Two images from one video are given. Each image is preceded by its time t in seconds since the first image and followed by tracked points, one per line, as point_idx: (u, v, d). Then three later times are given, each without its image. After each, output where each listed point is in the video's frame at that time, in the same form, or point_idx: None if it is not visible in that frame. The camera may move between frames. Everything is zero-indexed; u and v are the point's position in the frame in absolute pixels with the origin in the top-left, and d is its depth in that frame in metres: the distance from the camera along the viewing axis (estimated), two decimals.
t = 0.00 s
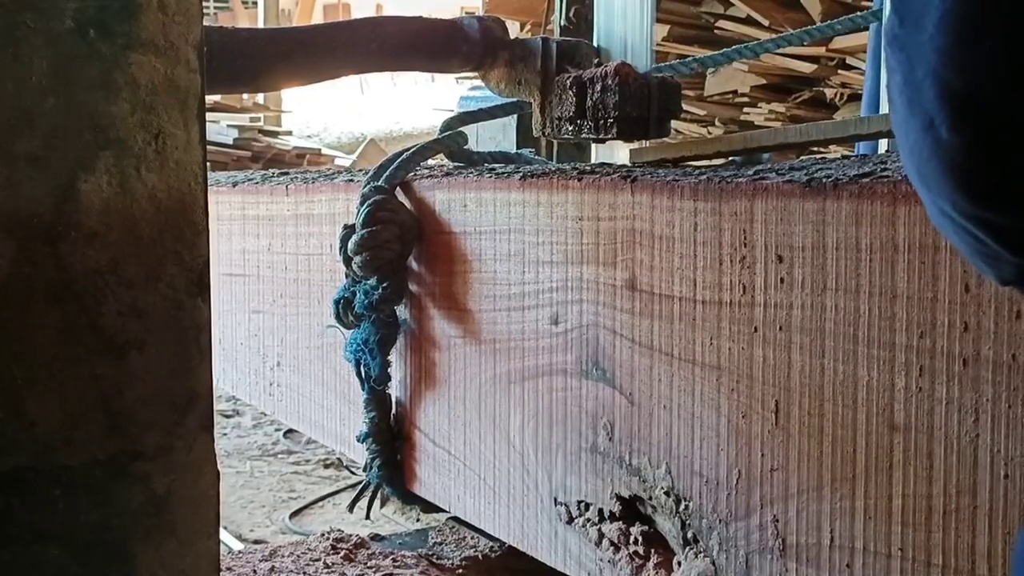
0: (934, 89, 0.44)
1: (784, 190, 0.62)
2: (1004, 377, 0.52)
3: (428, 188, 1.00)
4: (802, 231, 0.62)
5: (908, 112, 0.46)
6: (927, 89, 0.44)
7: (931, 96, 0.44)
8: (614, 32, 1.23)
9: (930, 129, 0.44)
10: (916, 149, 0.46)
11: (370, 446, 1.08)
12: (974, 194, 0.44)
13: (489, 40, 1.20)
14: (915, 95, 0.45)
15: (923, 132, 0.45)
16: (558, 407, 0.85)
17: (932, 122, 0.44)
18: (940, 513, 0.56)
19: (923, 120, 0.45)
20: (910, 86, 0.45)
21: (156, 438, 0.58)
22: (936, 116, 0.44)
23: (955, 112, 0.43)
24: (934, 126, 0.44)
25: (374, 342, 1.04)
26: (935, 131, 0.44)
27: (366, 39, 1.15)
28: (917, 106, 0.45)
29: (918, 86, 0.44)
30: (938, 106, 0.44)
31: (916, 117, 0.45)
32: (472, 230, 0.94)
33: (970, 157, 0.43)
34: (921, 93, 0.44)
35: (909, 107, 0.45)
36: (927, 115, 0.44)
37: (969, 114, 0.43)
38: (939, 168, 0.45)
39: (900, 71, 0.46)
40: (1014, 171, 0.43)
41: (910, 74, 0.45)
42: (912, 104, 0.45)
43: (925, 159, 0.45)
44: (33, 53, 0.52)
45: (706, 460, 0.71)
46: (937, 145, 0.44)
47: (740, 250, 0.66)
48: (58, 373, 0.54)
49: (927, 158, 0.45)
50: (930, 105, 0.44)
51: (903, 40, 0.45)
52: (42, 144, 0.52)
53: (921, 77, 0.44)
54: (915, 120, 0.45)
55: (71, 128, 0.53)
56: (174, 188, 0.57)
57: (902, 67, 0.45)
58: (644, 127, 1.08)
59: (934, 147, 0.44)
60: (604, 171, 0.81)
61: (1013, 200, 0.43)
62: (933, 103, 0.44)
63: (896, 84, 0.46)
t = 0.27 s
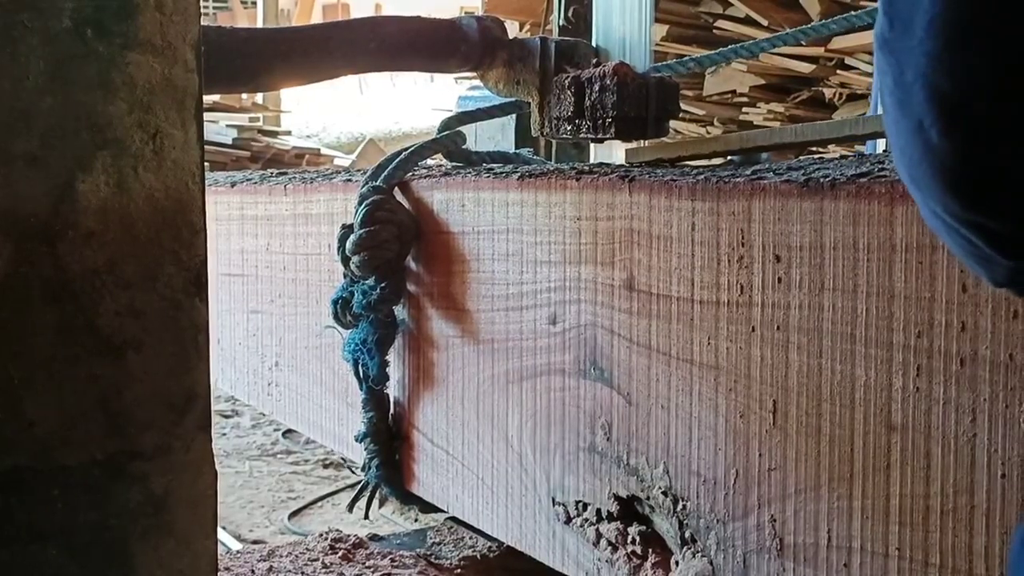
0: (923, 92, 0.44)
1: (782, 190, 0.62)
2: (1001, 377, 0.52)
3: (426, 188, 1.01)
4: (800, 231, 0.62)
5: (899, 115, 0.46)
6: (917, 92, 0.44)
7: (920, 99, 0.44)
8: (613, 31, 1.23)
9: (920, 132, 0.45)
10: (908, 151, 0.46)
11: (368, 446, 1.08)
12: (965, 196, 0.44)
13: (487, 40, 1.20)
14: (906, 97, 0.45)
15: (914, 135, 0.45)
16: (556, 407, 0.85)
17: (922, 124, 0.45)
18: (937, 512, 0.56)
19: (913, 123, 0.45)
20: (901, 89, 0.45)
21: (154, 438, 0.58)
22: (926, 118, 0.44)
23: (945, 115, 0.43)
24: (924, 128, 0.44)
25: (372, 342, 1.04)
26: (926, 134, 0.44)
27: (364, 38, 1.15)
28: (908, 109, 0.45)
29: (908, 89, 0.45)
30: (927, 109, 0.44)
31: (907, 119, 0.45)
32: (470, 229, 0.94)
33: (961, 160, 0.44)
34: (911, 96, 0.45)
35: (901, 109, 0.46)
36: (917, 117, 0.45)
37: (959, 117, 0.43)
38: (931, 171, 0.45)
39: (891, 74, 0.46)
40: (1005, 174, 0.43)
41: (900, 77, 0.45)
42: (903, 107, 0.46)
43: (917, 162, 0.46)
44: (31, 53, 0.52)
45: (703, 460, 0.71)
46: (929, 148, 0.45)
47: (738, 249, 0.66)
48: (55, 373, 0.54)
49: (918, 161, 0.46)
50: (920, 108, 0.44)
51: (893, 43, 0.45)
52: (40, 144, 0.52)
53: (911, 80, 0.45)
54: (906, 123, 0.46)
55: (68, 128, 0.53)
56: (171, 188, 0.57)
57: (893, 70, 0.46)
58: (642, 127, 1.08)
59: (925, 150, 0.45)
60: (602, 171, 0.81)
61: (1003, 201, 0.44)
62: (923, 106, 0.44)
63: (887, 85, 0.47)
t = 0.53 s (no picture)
0: (911, 96, 0.44)
1: (775, 188, 0.62)
2: (994, 375, 0.52)
3: (420, 187, 1.01)
4: (793, 229, 0.62)
5: (888, 119, 0.47)
6: (906, 96, 0.45)
7: (908, 103, 0.45)
8: (608, 30, 1.23)
9: (909, 137, 0.45)
10: (897, 155, 0.47)
11: (362, 445, 1.08)
12: (953, 199, 0.45)
13: (482, 38, 1.20)
14: (895, 102, 0.46)
15: (903, 139, 0.46)
16: (550, 405, 0.85)
17: (910, 129, 0.45)
18: (931, 511, 0.56)
19: (902, 127, 0.45)
20: (889, 94, 0.46)
21: (148, 436, 0.58)
22: (914, 123, 0.45)
23: (933, 119, 0.44)
24: (912, 132, 0.45)
25: (367, 341, 1.04)
26: (914, 138, 0.45)
27: (359, 36, 1.15)
28: (896, 114, 0.46)
29: (896, 94, 0.45)
30: (915, 114, 0.44)
31: (896, 123, 0.46)
32: (465, 228, 0.94)
33: (948, 164, 0.44)
34: (899, 101, 0.45)
35: (889, 114, 0.46)
36: (905, 122, 0.45)
37: (946, 121, 0.43)
38: (919, 175, 0.46)
39: (880, 78, 0.47)
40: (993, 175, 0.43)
41: (888, 81, 0.46)
42: (892, 111, 0.46)
43: (906, 166, 0.46)
44: (23, 51, 0.52)
45: (697, 459, 0.71)
46: (918, 152, 0.45)
47: (732, 248, 0.66)
48: (49, 372, 0.54)
49: (907, 165, 0.46)
50: (908, 112, 0.45)
51: (882, 47, 0.46)
52: (33, 142, 0.52)
53: (899, 85, 0.45)
54: (895, 127, 0.46)
55: (61, 126, 0.53)
56: (164, 186, 0.57)
57: (881, 75, 0.46)
58: (637, 125, 1.09)
59: (914, 154, 0.45)
60: (597, 170, 0.81)
61: (991, 203, 0.44)
62: (911, 110, 0.45)
63: (876, 90, 0.47)
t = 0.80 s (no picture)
0: (899, 99, 0.44)
1: (764, 188, 0.62)
2: (981, 375, 0.53)
3: (408, 187, 1.00)
4: (781, 229, 0.62)
5: (876, 121, 0.46)
6: (893, 98, 0.45)
7: (896, 106, 0.45)
8: (598, 31, 1.23)
9: (897, 139, 0.45)
10: (886, 157, 0.46)
11: (350, 445, 1.07)
12: (941, 202, 0.45)
13: (470, 38, 1.20)
14: (883, 104, 0.46)
15: (891, 141, 0.46)
16: (538, 405, 0.85)
17: (898, 131, 0.45)
18: (918, 509, 0.57)
19: (890, 129, 0.45)
20: (877, 96, 0.46)
21: (135, 436, 0.58)
22: (902, 125, 0.45)
23: (920, 121, 0.44)
24: (900, 134, 0.45)
25: (355, 341, 1.04)
26: (902, 140, 0.45)
27: (346, 36, 1.15)
28: (884, 116, 0.46)
29: (884, 96, 0.45)
30: (903, 116, 0.44)
31: (884, 125, 0.46)
32: (453, 228, 0.94)
33: (936, 166, 0.44)
34: (887, 103, 0.45)
35: (877, 116, 0.46)
36: (893, 124, 0.45)
37: (933, 123, 0.43)
38: (908, 177, 0.45)
39: (868, 80, 0.47)
40: (981, 177, 0.43)
41: (876, 83, 0.46)
42: (880, 113, 0.46)
43: (894, 167, 0.46)
44: (10, 49, 0.51)
45: (686, 458, 0.71)
46: (906, 154, 0.45)
47: (720, 248, 0.66)
48: (35, 372, 0.54)
49: (896, 167, 0.46)
50: (896, 115, 0.45)
51: (869, 50, 0.46)
52: (20, 141, 0.52)
53: (886, 87, 0.45)
54: (883, 129, 0.46)
55: (48, 125, 0.53)
56: (152, 186, 0.57)
57: (869, 77, 0.46)
58: (625, 125, 1.09)
59: (902, 156, 0.45)
60: (585, 169, 0.82)
61: (979, 206, 0.44)
62: (899, 113, 0.45)
63: (864, 92, 0.47)
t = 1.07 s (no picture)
0: (886, 86, 0.45)
1: (750, 188, 0.63)
2: (967, 374, 0.53)
3: (396, 187, 1.00)
4: (768, 229, 0.62)
5: (865, 110, 0.48)
6: (880, 86, 0.46)
7: (882, 94, 0.46)
8: (584, 32, 1.24)
9: (884, 127, 0.46)
10: (873, 145, 0.47)
11: (337, 445, 1.07)
12: (924, 190, 0.45)
13: (458, 38, 1.20)
14: (871, 92, 0.47)
15: (878, 129, 0.47)
16: (526, 406, 0.85)
17: (886, 119, 0.46)
18: (904, 509, 0.57)
19: (877, 117, 0.46)
20: (865, 86, 0.47)
21: (121, 437, 0.57)
22: (889, 113, 0.46)
23: (905, 109, 0.45)
24: (888, 122, 0.46)
25: (342, 341, 1.04)
26: (889, 128, 0.46)
27: (333, 36, 1.15)
28: (871, 104, 0.47)
29: (872, 84, 0.46)
30: (890, 103, 0.45)
31: (872, 113, 0.47)
32: (440, 228, 0.94)
33: (919, 154, 0.45)
34: (874, 91, 0.46)
35: (866, 105, 0.47)
36: (880, 111, 0.46)
37: (915, 111, 0.44)
38: (893, 165, 0.46)
39: (857, 70, 0.48)
40: (962, 166, 0.44)
41: (864, 71, 0.47)
42: (867, 101, 0.47)
43: (880, 156, 0.47)
44: None
45: (673, 458, 0.71)
46: (892, 142, 0.46)
47: (707, 248, 0.66)
48: (20, 373, 0.53)
49: (881, 155, 0.47)
50: (883, 103, 0.46)
51: (858, 40, 0.47)
52: (5, 140, 0.52)
53: (874, 75, 0.46)
54: (871, 117, 0.47)
55: (33, 125, 0.52)
56: (138, 185, 0.57)
57: (858, 66, 0.47)
58: (613, 125, 1.09)
59: (888, 145, 0.46)
60: (572, 169, 0.82)
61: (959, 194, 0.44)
62: (885, 101, 0.46)
63: (853, 82, 0.49)
